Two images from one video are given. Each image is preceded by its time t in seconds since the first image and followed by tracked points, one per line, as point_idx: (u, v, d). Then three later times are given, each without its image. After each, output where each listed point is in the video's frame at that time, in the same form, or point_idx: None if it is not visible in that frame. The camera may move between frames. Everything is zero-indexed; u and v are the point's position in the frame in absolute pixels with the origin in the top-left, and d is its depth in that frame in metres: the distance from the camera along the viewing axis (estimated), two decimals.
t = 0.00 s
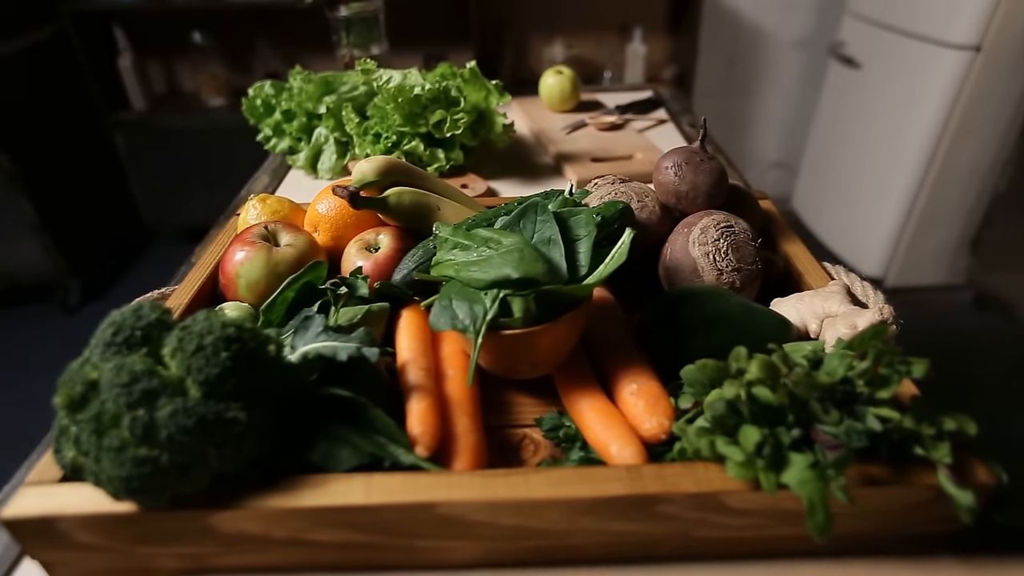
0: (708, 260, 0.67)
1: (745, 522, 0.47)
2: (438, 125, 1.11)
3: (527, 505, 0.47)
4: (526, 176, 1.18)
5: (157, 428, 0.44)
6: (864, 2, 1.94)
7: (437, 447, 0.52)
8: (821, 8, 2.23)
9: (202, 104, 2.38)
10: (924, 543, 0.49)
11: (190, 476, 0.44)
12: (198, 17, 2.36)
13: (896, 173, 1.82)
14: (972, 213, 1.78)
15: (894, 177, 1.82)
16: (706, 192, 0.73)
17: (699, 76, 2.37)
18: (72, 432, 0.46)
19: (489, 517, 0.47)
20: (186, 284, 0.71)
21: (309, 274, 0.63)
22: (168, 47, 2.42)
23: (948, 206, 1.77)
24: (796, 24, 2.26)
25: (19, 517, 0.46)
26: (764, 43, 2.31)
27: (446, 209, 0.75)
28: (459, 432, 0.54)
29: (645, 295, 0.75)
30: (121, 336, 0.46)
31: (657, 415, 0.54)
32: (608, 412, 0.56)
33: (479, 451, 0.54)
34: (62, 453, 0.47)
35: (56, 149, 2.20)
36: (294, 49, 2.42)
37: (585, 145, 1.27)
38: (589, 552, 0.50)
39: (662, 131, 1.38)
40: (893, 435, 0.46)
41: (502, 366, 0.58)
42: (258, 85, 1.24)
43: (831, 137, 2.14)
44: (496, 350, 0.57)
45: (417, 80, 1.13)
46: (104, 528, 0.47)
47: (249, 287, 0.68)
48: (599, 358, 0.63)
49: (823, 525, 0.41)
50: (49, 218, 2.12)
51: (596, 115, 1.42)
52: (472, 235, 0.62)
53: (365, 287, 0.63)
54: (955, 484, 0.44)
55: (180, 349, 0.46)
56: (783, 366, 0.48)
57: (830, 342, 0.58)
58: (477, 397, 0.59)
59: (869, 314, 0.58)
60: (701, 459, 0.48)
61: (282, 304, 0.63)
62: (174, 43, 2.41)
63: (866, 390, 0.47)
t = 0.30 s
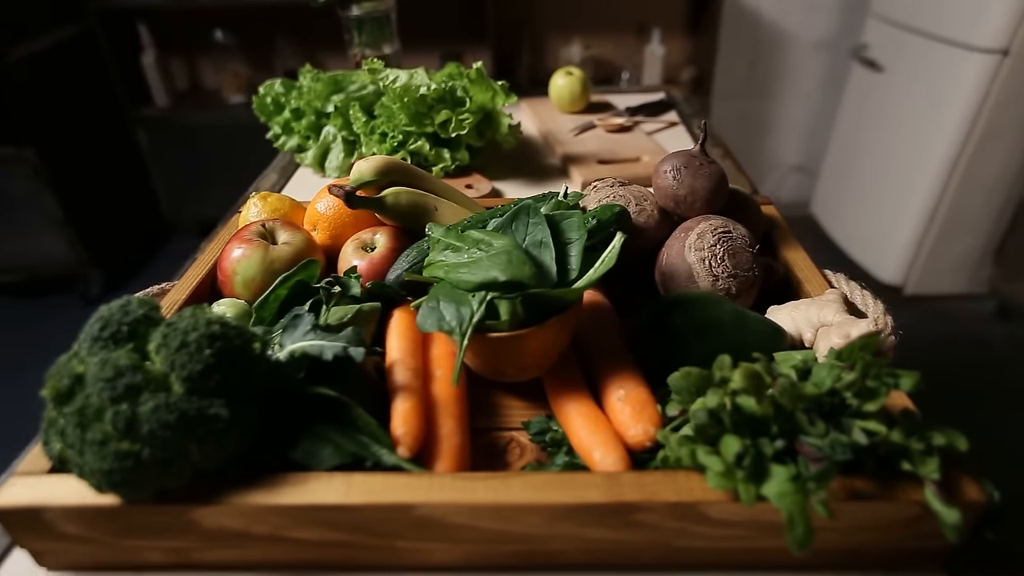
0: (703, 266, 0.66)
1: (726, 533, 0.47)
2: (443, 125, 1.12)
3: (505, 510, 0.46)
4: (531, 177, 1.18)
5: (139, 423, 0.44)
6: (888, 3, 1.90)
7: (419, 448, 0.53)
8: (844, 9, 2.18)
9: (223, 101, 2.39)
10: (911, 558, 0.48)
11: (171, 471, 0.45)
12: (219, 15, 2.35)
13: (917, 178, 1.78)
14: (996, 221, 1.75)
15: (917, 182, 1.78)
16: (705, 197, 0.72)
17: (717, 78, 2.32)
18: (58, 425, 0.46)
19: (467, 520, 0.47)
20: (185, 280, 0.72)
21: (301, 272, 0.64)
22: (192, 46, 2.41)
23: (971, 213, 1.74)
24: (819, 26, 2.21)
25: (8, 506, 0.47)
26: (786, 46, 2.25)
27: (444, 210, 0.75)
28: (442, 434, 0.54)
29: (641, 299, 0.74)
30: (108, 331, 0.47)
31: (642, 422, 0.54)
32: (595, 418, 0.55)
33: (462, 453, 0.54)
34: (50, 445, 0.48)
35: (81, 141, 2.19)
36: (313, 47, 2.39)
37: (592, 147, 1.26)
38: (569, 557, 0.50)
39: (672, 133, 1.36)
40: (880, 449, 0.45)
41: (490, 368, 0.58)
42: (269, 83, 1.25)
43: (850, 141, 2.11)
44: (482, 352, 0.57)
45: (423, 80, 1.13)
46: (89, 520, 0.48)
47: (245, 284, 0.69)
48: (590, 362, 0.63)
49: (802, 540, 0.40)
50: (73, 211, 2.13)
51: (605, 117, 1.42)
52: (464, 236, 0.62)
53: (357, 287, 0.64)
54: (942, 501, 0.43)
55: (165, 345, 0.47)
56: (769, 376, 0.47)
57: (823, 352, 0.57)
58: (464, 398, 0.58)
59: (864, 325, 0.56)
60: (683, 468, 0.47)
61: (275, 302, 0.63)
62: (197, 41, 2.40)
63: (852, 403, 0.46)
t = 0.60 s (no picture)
0: (699, 270, 0.65)
1: (708, 542, 0.46)
2: (448, 124, 1.12)
3: (485, 511, 0.46)
4: (536, 177, 1.17)
5: (123, 417, 0.45)
6: (911, 4, 1.86)
7: (403, 448, 0.53)
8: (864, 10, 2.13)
9: (241, 97, 2.35)
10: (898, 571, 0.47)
11: (154, 466, 0.45)
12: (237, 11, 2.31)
13: (934, 183, 1.75)
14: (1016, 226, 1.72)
15: (936, 187, 1.74)
16: (704, 201, 0.71)
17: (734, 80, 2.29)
18: (45, 417, 0.47)
19: (448, 521, 0.47)
20: (183, 275, 0.72)
21: (295, 270, 0.64)
22: (212, 42, 2.37)
23: (990, 218, 1.71)
24: (838, 27, 2.16)
25: None
26: (806, 47, 2.20)
27: (441, 209, 0.75)
28: (428, 434, 0.54)
29: (637, 301, 0.74)
30: (97, 325, 0.48)
31: (630, 427, 0.53)
32: (582, 421, 0.55)
33: (447, 454, 0.54)
34: (39, 438, 0.49)
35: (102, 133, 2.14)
36: (331, 44, 2.35)
37: (598, 148, 1.25)
38: (550, 561, 0.50)
39: (680, 135, 1.35)
40: (866, 461, 0.44)
41: (479, 369, 0.58)
42: (277, 81, 1.26)
43: (867, 144, 2.07)
44: (471, 352, 0.57)
45: (428, 79, 1.13)
46: (75, 511, 0.48)
47: (241, 280, 0.69)
48: (582, 364, 0.62)
49: (783, 551, 0.40)
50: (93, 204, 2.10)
51: (612, 117, 1.41)
52: (456, 236, 0.61)
53: (350, 286, 0.64)
54: (928, 516, 0.42)
55: (151, 340, 0.47)
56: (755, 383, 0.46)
57: (815, 359, 0.56)
58: (453, 398, 0.58)
59: (857, 332, 0.56)
60: (666, 475, 0.47)
61: (268, 299, 0.64)
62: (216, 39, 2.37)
63: (840, 412, 0.45)
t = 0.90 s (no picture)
0: (694, 274, 0.65)
1: (688, 549, 0.46)
2: (452, 124, 1.12)
3: (464, 514, 0.46)
4: (541, 178, 1.17)
5: (108, 411, 0.45)
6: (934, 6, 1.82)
7: (388, 447, 0.53)
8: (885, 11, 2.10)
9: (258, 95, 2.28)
10: None
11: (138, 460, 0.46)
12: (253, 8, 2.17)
13: (953, 188, 1.72)
14: None
15: (956, 192, 1.71)
16: (701, 204, 0.70)
17: (750, 81, 2.25)
18: (35, 409, 0.48)
19: (428, 523, 0.47)
20: (182, 272, 0.73)
21: (288, 268, 0.64)
22: (229, 39, 2.25)
23: (1010, 225, 1.67)
24: (858, 28, 2.13)
25: None
26: (824, 48, 2.17)
27: (438, 209, 0.75)
28: (414, 434, 0.54)
29: (633, 304, 0.73)
30: (86, 320, 0.48)
31: (616, 432, 0.53)
32: (569, 425, 0.55)
33: (431, 454, 0.54)
34: (29, 431, 0.49)
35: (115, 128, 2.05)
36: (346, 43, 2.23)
37: (604, 149, 1.25)
38: (531, 564, 0.49)
39: (689, 137, 1.33)
40: (852, 472, 0.43)
41: (468, 370, 0.58)
42: (286, 79, 1.27)
43: (885, 147, 2.04)
44: (459, 353, 0.57)
45: (433, 78, 1.14)
46: (64, 503, 0.49)
47: (238, 277, 0.70)
48: (573, 367, 0.62)
49: (762, 562, 0.39)
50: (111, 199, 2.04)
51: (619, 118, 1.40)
52: (448, 237, 0.61)
53: (343, 284, 0.64)
54: (913, 530, 0.41)
55: (139, 336, 0.48)
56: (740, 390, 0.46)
57: (807, 366, 0.55)
58: (442, 398, 0.58)
59: (851, 340, 0.55)
60: (649, 480, 0.46)
61: (261, 296, 0.64)
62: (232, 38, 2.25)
63: (827, 422, 0.44)
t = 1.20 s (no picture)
0: (689, 278, 0.64)
1: (674, 555, 0.45)
2: (456, 124, 1.12)
3: (448, 516, 0.46)
4: (545, 178, 1.16)
5: (97, 407, 0.45)
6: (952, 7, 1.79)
7: (376, 446, 0.53)
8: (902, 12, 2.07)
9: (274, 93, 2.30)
10: None
11: (126, 455, 0.47)
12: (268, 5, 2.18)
13: (968, 192, 1.69)
14: None
15: (972, 196, 1.68)
16: (700, 207, 0.70)
17: (765, 81, 2.21)
18: (26, 403, 0.48)
19: (413, 523, 0.47)
20: (181, 268, 0.73)
21: (283, 266, 0.64)
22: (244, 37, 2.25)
23: None
24: (874, 29, 2.10)
25: None
26: (839, 50, 2.15)
27: (436, 209, 0.75)
28: (402, 434, 0.54)
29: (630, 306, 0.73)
30: (78, 316, 0.49)
31: (604, 436, 0.53)
32: (558, 428, 0.54)
33: (419, 454, 0.54)
34: (22, 425, 0.50)
35: (133, 122, 2.03)
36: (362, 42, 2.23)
37: (608, 149, 1.24)
38: (515, 567, 0.49)
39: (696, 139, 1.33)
40: (839, 481, 0.43)
41: (459, 370, 0.58)
42: (292, 78, 1.27)
43: (901, 151, 2.01)
44: (450, 353, 0.57)
45: (436, 77, 1.14)
46: (55, 496, 0.50)
47: (236, 274, 0.71)
48: (565, 369, 0.62)
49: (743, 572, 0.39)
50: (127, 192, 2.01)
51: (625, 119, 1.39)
52: (442, 237, 0.61)
53: (337, 282, 0.64)
54: (900, 541, 0.40)
55: (129, 332, 0.48)
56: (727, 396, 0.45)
57: (800, 372, 0.54)
58: (432, 399, 0.58)
59: (844, 347, 0.54)
60: (634, 485, 0.46)
61: (256, 294, 0.64)
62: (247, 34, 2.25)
63: (815, 430, 0.44)
